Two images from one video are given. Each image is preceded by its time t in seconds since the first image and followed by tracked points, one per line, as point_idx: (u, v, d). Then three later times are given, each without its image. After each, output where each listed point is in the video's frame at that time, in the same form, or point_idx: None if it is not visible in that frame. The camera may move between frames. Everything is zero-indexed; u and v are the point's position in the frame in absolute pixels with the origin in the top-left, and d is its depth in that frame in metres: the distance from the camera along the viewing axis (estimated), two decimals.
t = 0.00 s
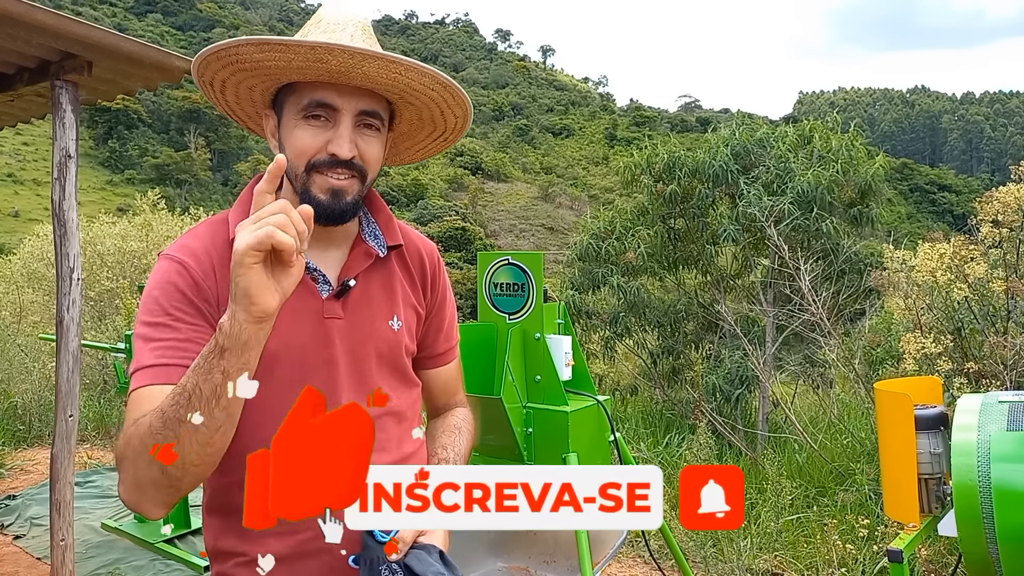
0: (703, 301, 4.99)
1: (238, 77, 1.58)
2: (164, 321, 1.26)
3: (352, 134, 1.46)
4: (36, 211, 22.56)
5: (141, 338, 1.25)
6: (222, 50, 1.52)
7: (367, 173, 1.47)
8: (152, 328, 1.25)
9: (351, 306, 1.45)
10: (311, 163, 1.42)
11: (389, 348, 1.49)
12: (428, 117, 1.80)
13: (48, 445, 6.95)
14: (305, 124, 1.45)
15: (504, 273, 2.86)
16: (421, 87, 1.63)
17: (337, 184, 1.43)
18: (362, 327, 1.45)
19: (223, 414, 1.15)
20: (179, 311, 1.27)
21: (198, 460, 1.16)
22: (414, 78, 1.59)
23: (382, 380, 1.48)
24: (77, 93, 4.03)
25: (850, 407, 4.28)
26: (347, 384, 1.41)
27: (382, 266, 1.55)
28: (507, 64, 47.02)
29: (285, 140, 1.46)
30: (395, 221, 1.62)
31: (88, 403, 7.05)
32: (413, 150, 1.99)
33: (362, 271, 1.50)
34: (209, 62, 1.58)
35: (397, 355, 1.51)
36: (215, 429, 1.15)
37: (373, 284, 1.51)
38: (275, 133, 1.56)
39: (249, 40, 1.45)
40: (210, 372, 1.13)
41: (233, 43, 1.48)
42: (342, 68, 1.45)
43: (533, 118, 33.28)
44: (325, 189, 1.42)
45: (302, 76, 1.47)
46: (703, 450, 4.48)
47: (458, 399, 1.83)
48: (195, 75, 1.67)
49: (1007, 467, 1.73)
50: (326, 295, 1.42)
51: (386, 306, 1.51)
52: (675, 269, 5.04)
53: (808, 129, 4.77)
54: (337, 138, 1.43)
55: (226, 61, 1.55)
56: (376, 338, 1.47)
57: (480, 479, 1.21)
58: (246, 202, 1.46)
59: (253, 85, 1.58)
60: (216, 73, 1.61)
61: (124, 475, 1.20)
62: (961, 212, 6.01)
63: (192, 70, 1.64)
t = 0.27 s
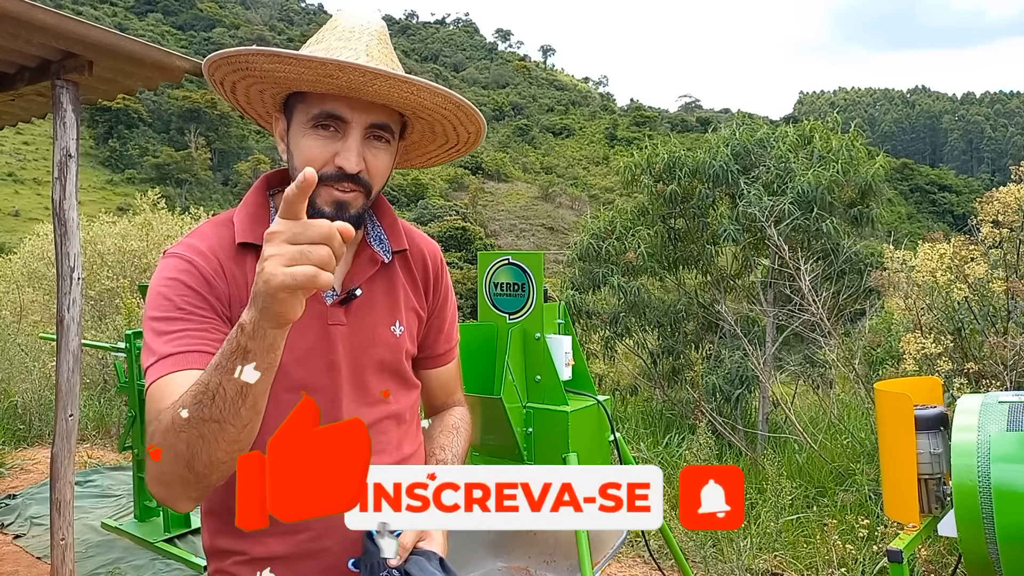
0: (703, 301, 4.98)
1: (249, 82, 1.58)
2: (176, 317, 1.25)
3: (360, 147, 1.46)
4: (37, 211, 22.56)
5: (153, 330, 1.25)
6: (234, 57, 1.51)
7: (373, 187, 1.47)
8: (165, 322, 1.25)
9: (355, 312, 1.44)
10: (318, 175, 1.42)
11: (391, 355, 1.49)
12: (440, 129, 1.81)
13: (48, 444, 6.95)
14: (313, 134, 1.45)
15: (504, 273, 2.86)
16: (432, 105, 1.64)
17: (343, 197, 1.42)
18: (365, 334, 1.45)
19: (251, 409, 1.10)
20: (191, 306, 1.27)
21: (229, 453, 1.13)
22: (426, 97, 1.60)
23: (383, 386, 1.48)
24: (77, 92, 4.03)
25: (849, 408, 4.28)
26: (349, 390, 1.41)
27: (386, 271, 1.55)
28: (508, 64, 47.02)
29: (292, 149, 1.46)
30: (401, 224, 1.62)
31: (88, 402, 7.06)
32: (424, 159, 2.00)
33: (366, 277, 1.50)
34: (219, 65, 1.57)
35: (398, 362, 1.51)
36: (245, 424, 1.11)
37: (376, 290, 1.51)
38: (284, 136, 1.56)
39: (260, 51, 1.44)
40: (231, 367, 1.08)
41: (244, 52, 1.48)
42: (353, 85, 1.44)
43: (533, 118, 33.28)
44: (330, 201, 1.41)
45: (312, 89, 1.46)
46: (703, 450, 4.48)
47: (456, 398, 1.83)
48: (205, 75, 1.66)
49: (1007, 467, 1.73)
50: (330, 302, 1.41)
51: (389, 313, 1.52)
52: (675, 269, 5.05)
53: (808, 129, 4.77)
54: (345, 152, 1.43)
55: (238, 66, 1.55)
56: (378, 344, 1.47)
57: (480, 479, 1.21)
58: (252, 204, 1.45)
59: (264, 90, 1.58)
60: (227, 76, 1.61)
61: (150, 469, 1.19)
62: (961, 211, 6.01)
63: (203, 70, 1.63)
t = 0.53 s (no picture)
0: (703, 300, 4.98)
1: (249, 73, 1.58)
2: (178, 325, 1.23)
3: (359, 135, 1.46)
4: (37, 211, 22.56)
5: (152, 340, 1.23)
6: (232, 47, 1.52)
7: (373, 176, 1.47)
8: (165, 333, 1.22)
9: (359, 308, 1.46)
10: (318, 165, 1.42)
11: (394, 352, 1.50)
12: (440, 121, 1.80)
13: (49, 445, 6.96)
14: (313, 124, 1.45)
15: (504, 273, 2.86)
16: (430, 90, 1.62)
17: (342, 186, 1.42)
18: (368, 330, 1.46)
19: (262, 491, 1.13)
20: (194, 314, 1.26)
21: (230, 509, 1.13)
22: (423, 81, 1.58)
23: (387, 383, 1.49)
24: (78, 93, 4.03)
25: (850, 407, 4.29)
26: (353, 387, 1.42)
27: (387, 269, 1.57)
28: (507, 64, 47.03)
29: (292, 141, 1.47)
30: (402, 223, 1.63)
31: (88, 403, 7.06)
32: (425, 156, 2.00)
33: (368, 274, 1.52)
34: (219, 60, 1.58)
35: (401, 359, 1.53)
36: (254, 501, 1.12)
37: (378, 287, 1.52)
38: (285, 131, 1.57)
39: (258, 37, 1.45)
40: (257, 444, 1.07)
41: (242, 40, 1.48)
42: (350, 67, 1.44)
43: (533, 118, 33.28)
44: (330, 191, 1.41)
45: (310, 74, 1.47)
46: (703, 450, 4.48)
47: (457, 398, 1.84)
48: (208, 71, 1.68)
49: (1008, 466, 1.73)
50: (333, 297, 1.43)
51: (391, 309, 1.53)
52: (675, 268, 5.05)
53: (808, 129, 4.77)
54: (344, 140, 1.43)
55: (237, 57, 1.55)
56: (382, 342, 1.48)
57: (481, 478, 1.21)
58: (254, 202, 1.46)
59: (264, 84, 1.59)
60: (228, 71, 1.62)
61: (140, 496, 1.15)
62: (961, 211, 6.01)
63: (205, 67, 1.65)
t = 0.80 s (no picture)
0: (703, 301, 4.99)
1: (242, 67, 1.58)
2: (164, 334, 1.27)
3: (357, 116, 1.47)
4: (37, 211, 22.56)
5: (139, 348, 1.26)
6: (225, 37, 1.52)
7: (373, 156, 1.48)
8: (151, 344, 1.26)
9: (359, 304, 1.45)
10: (320, 149, 1.43)
11: (395, 348, 1.50)
12: (431, 102, 1.79)
13: (48, 445, 6.96)
14: (311, 110, 1.46)
15: (504, 274, 2.86)
16: (423, 59, 1.61)
17: (346, 166, 1.44)
18: (368, 327, 1.45)
19: (243, 540, 1.29)
20: (180, 321, 1.28)
21: (211, 538, 1.29)
22: (416, 50, 1.57)
23: (388, 380, 1.49)
24: (78, 93, 4.03)
25: (850, 408, 4.29)
26: (353, 384, 1.42)
27: (390, 264, 1.56)
28: (508, 64, 47.05)
29: (292, 130, 1.48)
30: (402, 221, 1.62)
31: (88, 403, 7.06)
32: (416, 145, 1.98)
33: (369, 268, 1.50)
34: (212, 55, 1.58)
35: (403, 356, 1.52)
36: (235, 545, 1.29)
37: (379, 283, 1.51)
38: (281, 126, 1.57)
39: (252, 20, 1.46)
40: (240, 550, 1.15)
41: (236, 27, 1.49)
42: (345, 40, 1.45)
43: (533, 118, 33.28)
44: (335, 173, 1.42)
45: (307, 57, 1.48)
46: (703, 450, 4.48)
47: (463, 399, 1.84)
48: (197, 73, 1.67)
49: (1007, 466, 1.73)
50: (332, 293, 1.42)
51: (393, 305, 1.52)
52: (675, 269, 5.05)
53: (808, 129, 4.78)
54: (344, 120, 1.44)
55: (230, 50, 1.56)
56: (382, 338, 1.47)
57: (480, 478, 1.21)
58: (251, 201, 1.47)
59: (258, 78, 1.59)
60: (219, 70, 1.62)
61: (127, 503, 1.29)
62: (961, 212, 6.02)
63: (195, 69, 1.65)
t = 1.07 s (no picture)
0: (703, 301, 4.99)
1: (229, 69, 1.59)
2: (158, 335, 1.28)
3: (345, 112, 1.48)
4: (37, 211, 22.57)
5: (135, 349, 1.28)
6: (211, 38, 1.53)
7: (363, 152, 1.48)
8: (147, 345, 1.28)
9: (353, 303, 1.45)
10: (309, 147, 1.44)
11: (391, 348, 1.50)
12: (419, 96, 1.79)
13: (48, 445, 6.97)
14: (299, 108, 1.47)
15: (504, 274, 2.87)
16: (409, 54, 1.61)
17: (336, 164, 1.44)
18: (363, 327, 1.45)
19: (234, 546, 1.29)
20: (175, 323, 1.29)
21: (203, 540, 1.29)
22: (401, 43, 1.57)
23: (385, 380, 1.49)
24: (77, 93, 4.04)
25: (850, 407, 4.30)
26: (349, 383, 1.42)
27: (384, 263, 1.56)
28: (508, 64, 47.06)
29: (281, 130, 1.48)
30: (398, 219, 1.62)
31: (88, 403, 7.07)
32: (407, 141, 1.98)
33: (363, 267, 1.50)
34: (199, 57, 1.59)
35: (400, 355, 1.51)
36: (227, 550, 1.30)
37: (374, 282, 1.52)
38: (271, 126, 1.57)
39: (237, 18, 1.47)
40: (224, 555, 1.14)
41: (221, 27, 1.50)
42: (330, 35, 1.45)
43: (533, 118, 33.28)
44: (324, 171, 1.43)
45: (293, 55, 1.49)
46: (703, 450, 4.49)
47: (464, 399, 1.84)
48: (185, 78, 1.68)
49: (1005, 466, 1.74)
50: (325, 292, 1.43)
51: (388, 305, 1.52)
52: (675, 269, 5.05)
53: (807, 129, 4.78)
54: (331, 117, 1.45)
55: (217, 51, 1.57)
56: (378, 337, 1.47)
57: (481, 478, 1.22)
58: (245, 202, 1.48)
59: (246, 78, 1.60)
60: (207, 72, 1.63)
61: (124, 501, 1.30)
62: (962, 212, 6.02)
63: (183, 71, 1.65)
